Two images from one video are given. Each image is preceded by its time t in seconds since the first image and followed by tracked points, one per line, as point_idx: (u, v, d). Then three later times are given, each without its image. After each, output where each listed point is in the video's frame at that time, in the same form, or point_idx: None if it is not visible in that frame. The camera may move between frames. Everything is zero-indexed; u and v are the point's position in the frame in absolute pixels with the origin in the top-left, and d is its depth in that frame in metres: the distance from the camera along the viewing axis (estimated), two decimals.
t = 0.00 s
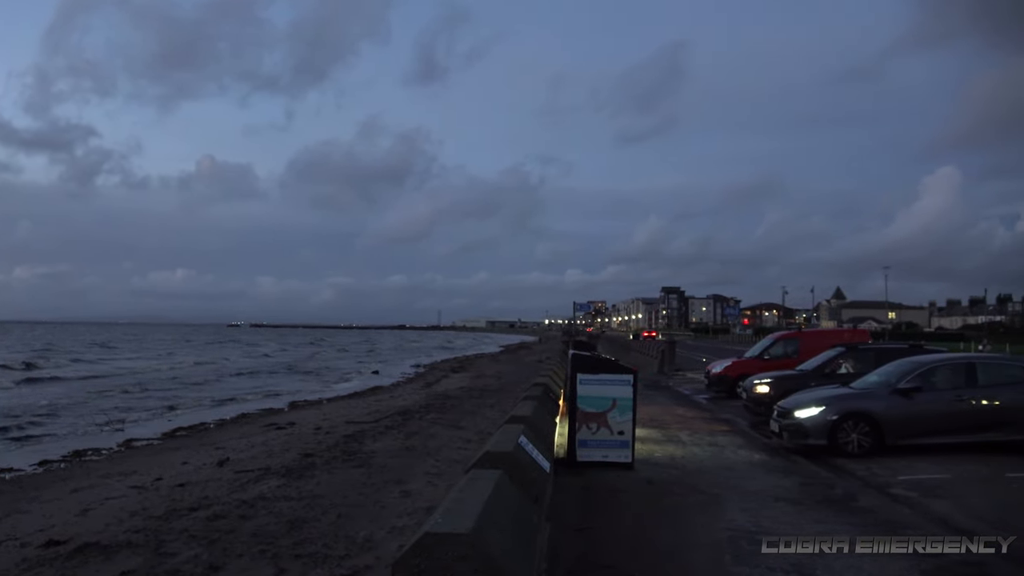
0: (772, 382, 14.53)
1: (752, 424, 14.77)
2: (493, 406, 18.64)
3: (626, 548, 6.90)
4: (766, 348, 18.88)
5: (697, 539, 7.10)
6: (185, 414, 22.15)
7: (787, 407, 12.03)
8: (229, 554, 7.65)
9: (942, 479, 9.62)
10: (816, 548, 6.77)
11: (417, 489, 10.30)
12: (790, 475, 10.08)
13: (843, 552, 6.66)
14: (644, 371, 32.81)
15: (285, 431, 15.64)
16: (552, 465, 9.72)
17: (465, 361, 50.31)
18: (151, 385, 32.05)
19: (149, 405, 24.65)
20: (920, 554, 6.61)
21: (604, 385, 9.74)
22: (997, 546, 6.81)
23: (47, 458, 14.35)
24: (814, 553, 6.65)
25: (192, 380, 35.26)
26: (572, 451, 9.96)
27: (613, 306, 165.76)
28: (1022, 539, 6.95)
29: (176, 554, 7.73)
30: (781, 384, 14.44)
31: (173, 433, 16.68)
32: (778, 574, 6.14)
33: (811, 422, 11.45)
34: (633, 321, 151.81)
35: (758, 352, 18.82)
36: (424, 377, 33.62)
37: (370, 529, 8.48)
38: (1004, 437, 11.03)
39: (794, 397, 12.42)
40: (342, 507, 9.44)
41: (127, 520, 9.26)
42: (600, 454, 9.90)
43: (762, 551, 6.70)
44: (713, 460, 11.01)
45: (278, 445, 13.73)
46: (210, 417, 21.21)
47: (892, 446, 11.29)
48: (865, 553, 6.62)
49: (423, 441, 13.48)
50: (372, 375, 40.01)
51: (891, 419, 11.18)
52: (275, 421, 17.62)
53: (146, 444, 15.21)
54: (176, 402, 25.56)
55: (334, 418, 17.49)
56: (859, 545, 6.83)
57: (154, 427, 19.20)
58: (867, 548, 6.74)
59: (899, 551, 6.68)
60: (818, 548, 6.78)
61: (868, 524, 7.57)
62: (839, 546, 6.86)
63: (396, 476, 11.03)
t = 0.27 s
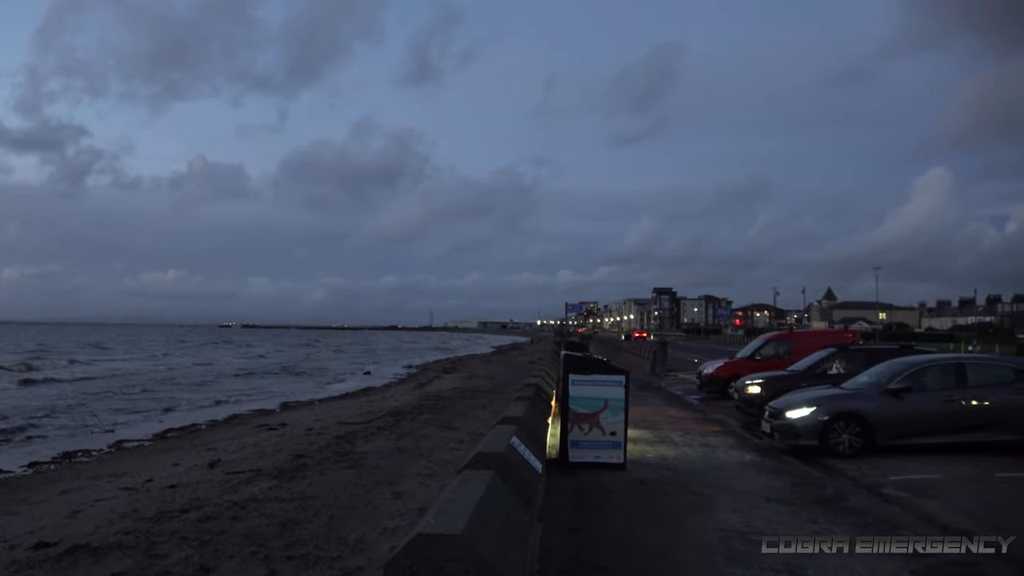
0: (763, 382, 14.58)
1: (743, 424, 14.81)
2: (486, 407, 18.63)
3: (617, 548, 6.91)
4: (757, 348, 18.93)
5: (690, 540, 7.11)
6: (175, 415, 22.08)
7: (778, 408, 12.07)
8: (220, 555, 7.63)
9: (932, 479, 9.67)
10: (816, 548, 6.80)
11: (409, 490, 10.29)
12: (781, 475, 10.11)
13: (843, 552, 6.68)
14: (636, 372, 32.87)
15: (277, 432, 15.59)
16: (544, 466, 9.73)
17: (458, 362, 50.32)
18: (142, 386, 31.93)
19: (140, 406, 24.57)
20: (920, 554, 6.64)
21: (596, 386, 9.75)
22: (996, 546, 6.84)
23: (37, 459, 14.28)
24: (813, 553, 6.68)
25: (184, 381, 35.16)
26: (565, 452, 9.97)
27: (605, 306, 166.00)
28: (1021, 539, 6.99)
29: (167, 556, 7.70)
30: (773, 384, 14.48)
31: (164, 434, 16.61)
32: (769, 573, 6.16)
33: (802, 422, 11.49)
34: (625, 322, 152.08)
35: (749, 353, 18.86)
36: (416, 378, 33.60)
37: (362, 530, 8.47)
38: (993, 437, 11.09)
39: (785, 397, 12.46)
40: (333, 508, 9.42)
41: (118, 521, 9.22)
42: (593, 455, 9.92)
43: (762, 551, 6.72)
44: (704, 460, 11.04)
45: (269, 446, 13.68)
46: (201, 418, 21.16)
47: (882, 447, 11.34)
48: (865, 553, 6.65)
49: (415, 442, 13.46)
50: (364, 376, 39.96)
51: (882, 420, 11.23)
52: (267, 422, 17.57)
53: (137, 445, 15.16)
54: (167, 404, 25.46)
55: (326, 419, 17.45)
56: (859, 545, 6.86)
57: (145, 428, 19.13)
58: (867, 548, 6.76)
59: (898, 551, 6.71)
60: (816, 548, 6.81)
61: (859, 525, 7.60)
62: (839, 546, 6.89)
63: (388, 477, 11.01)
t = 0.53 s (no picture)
0: (755, 383, 14.61)
1: (735, 425, 14.84)
2: (478, 408, 18.63)
3: (609, 549, 6.91)
4: (750, 349, 18.99)
5: (682, 540, 7.12)
6: (168, 416, 22.01)
7: (770, 408, 12.10)
8: (211, 557, 7.61)
9: (924, 479, 9.71)
10: (817, 548, 6.82)
11: (402, 491, 10.28)
12: (773, 476, 10.14)
13: (844, 552, 6.71)
14: (628, 373, 32.91)
15: (269, 433, 15.55)
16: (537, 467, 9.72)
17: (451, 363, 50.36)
18: (135, 387, 31.80)
19: (132, 407, 24.49)
20: (920, 554, 6.67)
21: (588, 387, 9.76)
22: (997, 546, 6.87)
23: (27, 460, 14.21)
24: (813, 552, 6.70)
25: (176, 382, 35.06)
26: (557, 453, 9.97)
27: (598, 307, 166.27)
28: (1021, 539, 7.02)
29: (158, 557, 7.68)
30: (765, 385, 14.52)
31: (156, 435, 16.55)
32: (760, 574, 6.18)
33: (794, 423, 11.52)
34: (618, 323, 152.35)
35: (742, 353, 18.90)
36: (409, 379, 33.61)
37: (354, 531, 8.46)
38: (984, 437, 11.14)
39: (778, 398, 12.49)
40: (325, 509, 9.40)
41: (108, 523, 9.18)
42: (585, 456, 9.92)
43: (763, 551, 6.75)
44: (696, 461, 11.06)
45: (261, 448, 13.64)
46: (194, 419, 21.11)
47: (874, 447, 11.38)
48: (865, 553, 6.67)
49: (407, 444, 13.44)
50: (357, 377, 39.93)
51: (874, 420, 11.27)
52: (259, 423, 17.52)
53: (128, 445, 15.09)
54: (159, 404, 25.38)
55: (318, 420, 17.41)
56: (860, 545, 6.89)
57: (136, 429, 19.06)
58: (867, 548, 6.79)
59: (899, 551, 6.74)
60: (815, 548, 6.83)
61: (851, 525, 7.63)
62: (840, 545, 6.91)
63: (380, 478, 10.99)
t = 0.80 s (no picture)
0: (743, 385, 14.67)
1: (723, 426, 14.90)
2: (467, 409, 18.64)
3: (596, 550, 6.93)
4: (738, 351, 19.07)
5: (670, 541, 7.15)
6: (155, 417, 21.90)
7: (758, 410, 12.15)
8: (198, 559, 7.57)
9: (909, 480, 9.78)
10: (818, 548, 6.87)
11: (390, 492, 10.26)
12: (760, 477, 10.19)
13: (845, 552, 6.77)
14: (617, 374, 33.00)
15: (256, 434, 15.48)
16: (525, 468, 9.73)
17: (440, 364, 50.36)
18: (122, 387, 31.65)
19: (119, 408, 24.36)
20: (920, 554, 6.72)
21: (577, 388, 9.77)
22: (996, 546, 6.93)
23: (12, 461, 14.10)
24: (814, 552, 6.75)
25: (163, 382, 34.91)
26: (546, 454, 9.98)
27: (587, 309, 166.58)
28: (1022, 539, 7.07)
29: (143, 560, 7.63)
30: (752, 387, 14.58)
31: (143, 436, 16.46)
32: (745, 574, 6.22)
33: (781, 425, 11.57)
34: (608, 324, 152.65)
35: (729, 355, 18.97)
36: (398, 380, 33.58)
37: (342, 532, 8.45)
38: (970, 439, 11.23)
39: (766, 399, 12.54)
40: (312, 510, 9.37)
41: (94, 524, 9.13)
42: (573, 457, 9.94)
43: (764, 551, 6.79)
44: (684, 462, 11.10)
45: (248, 449, 13.59)
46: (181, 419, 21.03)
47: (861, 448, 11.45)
48: (864, 553, 6.73)
49: (395, 445, 13.42)
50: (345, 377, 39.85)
51: (860, 422, 11.33)
52: (246, 424, 17.45)
53: (114, 446, 15.01)
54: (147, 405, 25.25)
55: (305, 421, 17.36)
56: (859, 545, 6.94)
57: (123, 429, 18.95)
58: (867, 548, 6.84)
59: (898, 551, 6.80)
60: (814, 547, 6.88)
61: (836, 525, 7.68)
62: (839, 545, 6.97)
63: (368, 479, 10.97)
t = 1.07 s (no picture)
0: (730, 386, 14.73)
1: (710, 427, 14.95)
2: (455, 410, 18.63)
3: (583, 551, 6.94)
4: (725, 352, 19.15)
5: (657, 542, 7.18)
6: (142, 418, 21.79)
7: (746, 410, 12.19)
8: (184, 561, 7.54)
9: (895, 481, 9.85)
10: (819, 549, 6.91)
11: (378, 494, 10.23)
12: (748, 478, 10.23)
13: (846, 552, 6.81)
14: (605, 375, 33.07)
15: (243, 435, 15.43)
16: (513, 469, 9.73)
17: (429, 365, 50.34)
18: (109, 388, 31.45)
19: (105, 409, 24.22)
20: (920, 554, 6.77)
21: (565, 389, 9.78)
22: (996, 545, 6.99)
23: None
24: (815, 553, 6.79)
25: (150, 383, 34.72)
26: (534, 455, 9.99)
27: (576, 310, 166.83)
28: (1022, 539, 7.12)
29: (129, 562, 7.58)
30: (740, 388, 14.64)
31: (129, 437, 16.36)
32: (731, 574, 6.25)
33: (768, 426, 11.62)
34: (596, 325, 152.91)
35: (717, 356, 19.04)
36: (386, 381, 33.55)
37: (329, 534, 8.42)
38: (954, 439, 11.32)
39: (753, 400, 12.59)
40: (300, 512, 9.34)
41: (80, 526, 9.07)
42: (561, 458, 9.95)
43: (764, 551, 6.83)
44: (671, 463, 11.13)
45: (235, 450, 13.53)
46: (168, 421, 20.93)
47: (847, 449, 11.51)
48: (865, 553, 6.77)
49: (383, 446, 13.39)
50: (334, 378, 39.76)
51: (846, 423, 11.40)
52: (233, 425, 17.37)
53: (100, 448, 14.92)
54: (133, 406, 25.12)
55: (292, 422, 17.30)
56: (859, 545, 6.98)
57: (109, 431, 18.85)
58: (868, 548, 6.88)
59: (898, 551, 6.84)
60: (815, 548, 6.91)
61: (823, 525, 7.73)
62: (840, 545, 7.01)
63: (356, 480, 10.95)
